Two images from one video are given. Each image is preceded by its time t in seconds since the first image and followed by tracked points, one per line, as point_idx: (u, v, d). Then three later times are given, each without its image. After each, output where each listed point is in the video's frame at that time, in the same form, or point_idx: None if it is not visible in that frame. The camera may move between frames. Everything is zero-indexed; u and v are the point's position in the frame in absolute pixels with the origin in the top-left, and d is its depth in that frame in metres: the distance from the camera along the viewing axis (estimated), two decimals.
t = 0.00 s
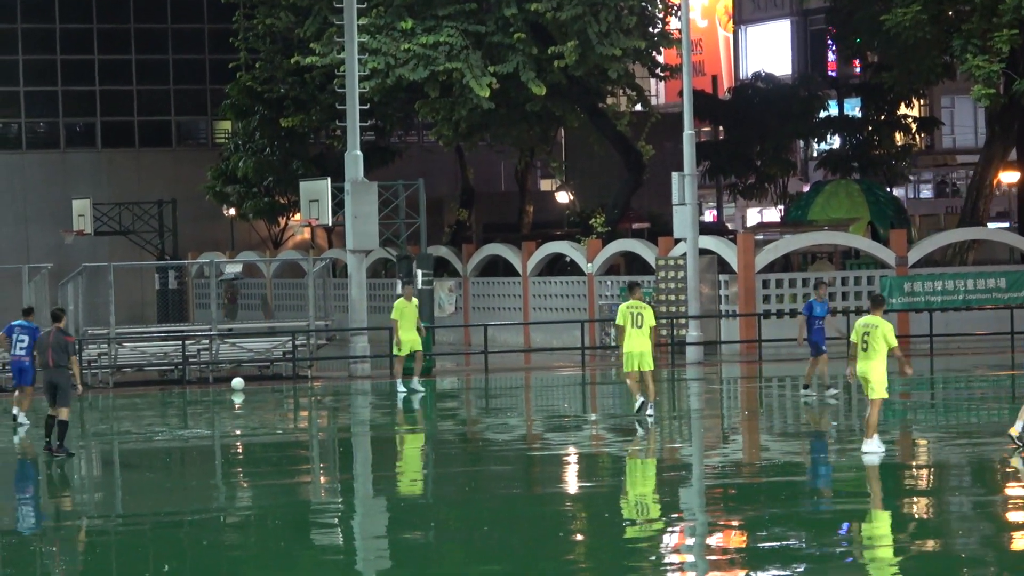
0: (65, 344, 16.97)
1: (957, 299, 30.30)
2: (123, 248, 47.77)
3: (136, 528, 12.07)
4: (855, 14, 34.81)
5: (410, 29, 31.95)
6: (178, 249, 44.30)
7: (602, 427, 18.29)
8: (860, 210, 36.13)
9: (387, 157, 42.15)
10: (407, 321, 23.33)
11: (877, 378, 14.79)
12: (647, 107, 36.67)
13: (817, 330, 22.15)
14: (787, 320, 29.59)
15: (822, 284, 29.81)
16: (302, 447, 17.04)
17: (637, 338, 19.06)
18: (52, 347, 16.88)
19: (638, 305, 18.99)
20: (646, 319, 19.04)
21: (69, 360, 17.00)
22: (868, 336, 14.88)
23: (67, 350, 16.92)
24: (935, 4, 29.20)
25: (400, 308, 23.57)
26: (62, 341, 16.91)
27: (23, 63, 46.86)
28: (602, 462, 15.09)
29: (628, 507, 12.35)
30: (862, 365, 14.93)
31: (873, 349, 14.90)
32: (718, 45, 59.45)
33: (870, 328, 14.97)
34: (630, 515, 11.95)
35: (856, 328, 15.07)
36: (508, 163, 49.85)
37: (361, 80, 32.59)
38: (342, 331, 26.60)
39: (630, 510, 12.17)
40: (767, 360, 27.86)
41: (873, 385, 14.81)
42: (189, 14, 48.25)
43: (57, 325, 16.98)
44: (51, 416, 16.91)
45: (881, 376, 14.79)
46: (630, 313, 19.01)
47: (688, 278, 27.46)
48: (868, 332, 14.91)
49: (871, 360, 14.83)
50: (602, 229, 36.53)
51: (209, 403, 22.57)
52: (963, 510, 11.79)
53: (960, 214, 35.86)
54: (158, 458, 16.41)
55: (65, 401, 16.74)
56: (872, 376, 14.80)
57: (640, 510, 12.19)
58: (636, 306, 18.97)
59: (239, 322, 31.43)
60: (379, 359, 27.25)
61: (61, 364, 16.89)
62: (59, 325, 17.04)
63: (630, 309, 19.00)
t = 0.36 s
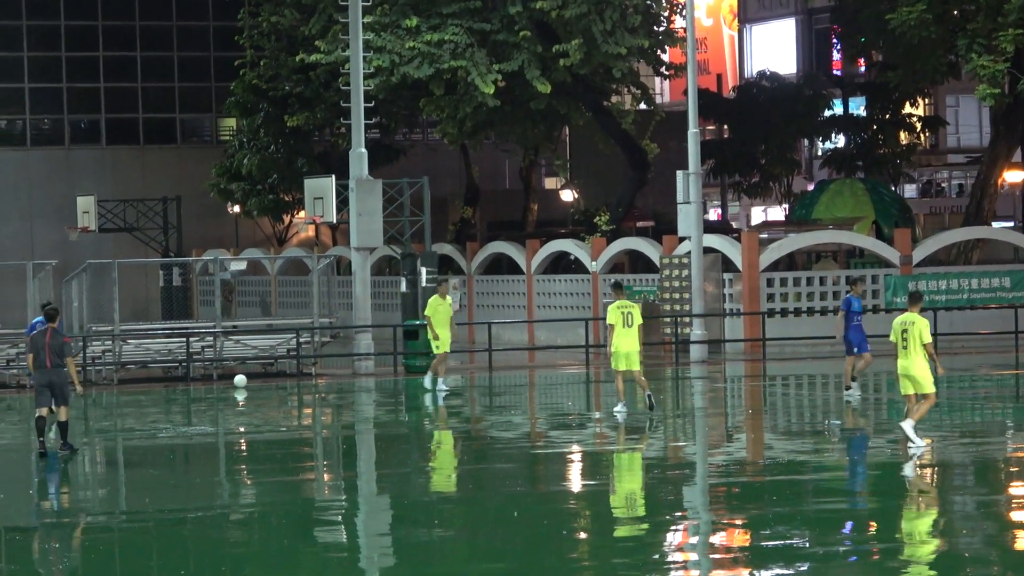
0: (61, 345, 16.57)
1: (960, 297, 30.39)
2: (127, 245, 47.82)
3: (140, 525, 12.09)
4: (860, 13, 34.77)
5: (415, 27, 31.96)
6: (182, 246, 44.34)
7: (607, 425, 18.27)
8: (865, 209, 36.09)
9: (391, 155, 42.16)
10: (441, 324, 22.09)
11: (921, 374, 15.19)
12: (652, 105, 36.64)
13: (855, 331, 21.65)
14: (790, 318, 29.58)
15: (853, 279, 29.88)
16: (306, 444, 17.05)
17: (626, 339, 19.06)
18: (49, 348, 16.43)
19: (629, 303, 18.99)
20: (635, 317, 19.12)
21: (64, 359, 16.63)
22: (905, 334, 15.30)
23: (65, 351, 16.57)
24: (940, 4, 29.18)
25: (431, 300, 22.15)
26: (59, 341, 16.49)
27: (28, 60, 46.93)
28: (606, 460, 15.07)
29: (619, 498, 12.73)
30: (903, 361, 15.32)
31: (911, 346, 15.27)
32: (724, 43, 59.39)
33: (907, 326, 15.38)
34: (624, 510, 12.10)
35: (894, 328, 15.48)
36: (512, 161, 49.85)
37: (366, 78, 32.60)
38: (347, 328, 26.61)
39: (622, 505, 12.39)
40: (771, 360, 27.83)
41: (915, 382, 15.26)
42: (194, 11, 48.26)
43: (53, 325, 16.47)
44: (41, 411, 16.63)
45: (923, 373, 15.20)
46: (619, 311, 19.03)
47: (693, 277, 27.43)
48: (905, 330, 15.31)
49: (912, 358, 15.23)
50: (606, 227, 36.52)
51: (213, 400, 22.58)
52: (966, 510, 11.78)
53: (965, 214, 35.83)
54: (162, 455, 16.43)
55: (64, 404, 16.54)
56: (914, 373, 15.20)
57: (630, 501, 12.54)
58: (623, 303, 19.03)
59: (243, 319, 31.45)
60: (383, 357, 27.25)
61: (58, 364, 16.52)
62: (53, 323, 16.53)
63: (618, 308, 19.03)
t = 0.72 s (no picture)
0: (64, 342, 16.32)
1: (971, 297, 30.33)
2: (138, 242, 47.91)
3: (151, 522, 12.11)
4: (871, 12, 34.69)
5: (426, 25, 31.96)
6: (193, 243, 44.42)
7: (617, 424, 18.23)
8: (875, 209, 36.01)
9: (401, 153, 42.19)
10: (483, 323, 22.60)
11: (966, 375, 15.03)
12: (663, 104, 36.61)
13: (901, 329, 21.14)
14: (801, 318, 29.54)
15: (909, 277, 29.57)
16: (316, 442, 17.08)
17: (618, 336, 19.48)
18: (51, 343, 16.20)
19: (625, 301, 19.49)
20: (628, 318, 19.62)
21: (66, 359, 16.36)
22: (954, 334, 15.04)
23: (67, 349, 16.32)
24: (952, 3, 29.13)
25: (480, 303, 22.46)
26: (62, 338, 16.30)
27: (39, 57, 47.02)
28: (616, 459, 15.05)
29: (611, 495, 12.85)
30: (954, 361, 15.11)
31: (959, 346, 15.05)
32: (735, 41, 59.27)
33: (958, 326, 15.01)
34: (628, 509, 12.10)
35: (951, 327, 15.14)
36: (523, 159, 49.88)
37: (377, 76, 32.62)
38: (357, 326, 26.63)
39: (608, 504, 12.39)
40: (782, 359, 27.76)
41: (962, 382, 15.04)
42: (206, 8, 48.31)
43: (56, 321, 16.33)
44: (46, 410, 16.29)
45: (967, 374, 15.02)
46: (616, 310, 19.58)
47: (703, 276, 27.40)
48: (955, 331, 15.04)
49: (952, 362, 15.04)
50: (616, 226, 36.50)
51: (222, 397, 22.62)
52: (977, 510, 11.75)
53: (976, 214, 35.76)
54: (173, 452, 16.46)
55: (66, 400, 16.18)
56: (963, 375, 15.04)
57: (618, 500, 12.52)
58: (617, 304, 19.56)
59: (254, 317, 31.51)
60: (393, 355, 27.28)
61: (61, 361, 16.26)
62: (56, 321, 16.38)
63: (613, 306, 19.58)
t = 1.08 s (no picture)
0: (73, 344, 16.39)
1: (980, 297, 30.21)
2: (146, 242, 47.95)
3: (158, 521, 12.10)
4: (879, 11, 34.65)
5: (434, 24, 31.95)
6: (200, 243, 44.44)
7: (625, 424, 18.21)
8: (883, 209, 36.13)
9: (408, 152, 42.21)
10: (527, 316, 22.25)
11: (1005, 372, 15.14)
12: (671, 103, 36.58)
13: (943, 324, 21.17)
14: (808, 317, 29.52)
15: (946, 278, 29.65)
16: (324, 441, 17.08)
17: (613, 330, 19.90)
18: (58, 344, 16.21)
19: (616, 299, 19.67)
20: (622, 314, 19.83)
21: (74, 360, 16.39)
22: (996, 331, 15.31)
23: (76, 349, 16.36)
24: (960, 3, 29.10)
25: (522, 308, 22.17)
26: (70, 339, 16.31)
27: (47, 56, 47.08)
28: (623, 459, 15.02)
29: (605, 494, 12.90)
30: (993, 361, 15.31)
31: (1001, 345, 15.30)
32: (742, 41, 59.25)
33: (999, 325, 15.35)
34: (636, 509, 12.09)
35: (986, 324, 15.47)
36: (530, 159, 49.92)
37: (384, 75, 32.62)
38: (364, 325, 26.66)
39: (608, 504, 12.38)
40: (789, 359, 27.75)
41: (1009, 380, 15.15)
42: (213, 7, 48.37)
43: (64, 322, 16.33)
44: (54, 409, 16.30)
45: (1007, 371, 15.15)
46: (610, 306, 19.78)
47: (711, 275, 27.37)
48: (997, 328, 15.32)
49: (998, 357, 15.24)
50: (624, 225, 36.49)
51: (230, 397, 22.63)
52: (985, 510, 11.73)
53: (983, 214, 35.69)
54: (181, 451, 16.47)
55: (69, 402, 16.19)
56: (1001, 371, 15.17)
57: (617, 500, 12.51)
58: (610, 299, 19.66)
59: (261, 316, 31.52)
60: (400, 354, 27.30)
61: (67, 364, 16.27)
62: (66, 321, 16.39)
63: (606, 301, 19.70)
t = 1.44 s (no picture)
0: (74, 345, 16.29)
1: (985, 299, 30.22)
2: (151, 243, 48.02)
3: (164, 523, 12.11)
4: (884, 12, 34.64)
5: (439, 26, 31.95)
6: (205, 244, 44.48)
7: (630, 425, 18.22)
8: (888, 208, 35.92)
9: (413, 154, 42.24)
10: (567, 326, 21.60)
11: None
12: (676, 105, 36.56)
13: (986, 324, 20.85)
14: (814, 319, 29.51)
15: (986, 277, 29.81)
16: (329, 443, 17.10)
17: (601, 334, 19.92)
18: (62, 344, 16.23)
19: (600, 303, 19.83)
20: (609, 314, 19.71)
21: (78, 361, 16.29)
22: None
23: (76, 350, 16.25)
24: (965, 4, 29.06)
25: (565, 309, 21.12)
26: (72, 339, 16.29)
27: (52, 57, 47.13)
28: (629, 460, 15.02)
29: (588, 495, 12.96)
30: None
31: None
32: (747, 43, 59.20)
33: None
34: (641, 510, 12.09)
35: None
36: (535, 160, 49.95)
37: (389, 77, 32.64)
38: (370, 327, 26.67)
39: (611, 506, 12.38)
40: (795, 360, 27.73)
41: None
42: (218, 9, 48.41)
43: (69, 323, 16.35)
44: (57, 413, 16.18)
45: None
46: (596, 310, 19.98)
47: (716, 276, 27.35)
48: None
49: None
50: (629, 227, 36.46)
51: (235, 399, 22.65)
52: (991, 511, 11.73)
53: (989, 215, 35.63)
54: (187, 453, 16.48)
55: (69, 403, 16.05)
56: None
57: (621, 502, 12.51)
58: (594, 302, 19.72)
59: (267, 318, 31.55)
60: (405, 356, 27.31)
61: (69, 363, 16.20)
62: (71, 323, 16.41)
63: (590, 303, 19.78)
